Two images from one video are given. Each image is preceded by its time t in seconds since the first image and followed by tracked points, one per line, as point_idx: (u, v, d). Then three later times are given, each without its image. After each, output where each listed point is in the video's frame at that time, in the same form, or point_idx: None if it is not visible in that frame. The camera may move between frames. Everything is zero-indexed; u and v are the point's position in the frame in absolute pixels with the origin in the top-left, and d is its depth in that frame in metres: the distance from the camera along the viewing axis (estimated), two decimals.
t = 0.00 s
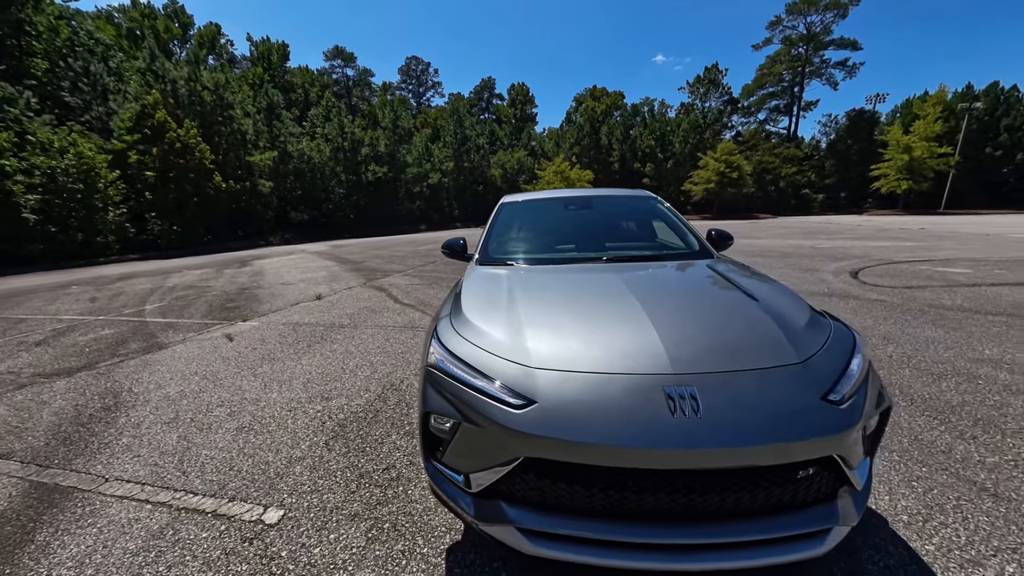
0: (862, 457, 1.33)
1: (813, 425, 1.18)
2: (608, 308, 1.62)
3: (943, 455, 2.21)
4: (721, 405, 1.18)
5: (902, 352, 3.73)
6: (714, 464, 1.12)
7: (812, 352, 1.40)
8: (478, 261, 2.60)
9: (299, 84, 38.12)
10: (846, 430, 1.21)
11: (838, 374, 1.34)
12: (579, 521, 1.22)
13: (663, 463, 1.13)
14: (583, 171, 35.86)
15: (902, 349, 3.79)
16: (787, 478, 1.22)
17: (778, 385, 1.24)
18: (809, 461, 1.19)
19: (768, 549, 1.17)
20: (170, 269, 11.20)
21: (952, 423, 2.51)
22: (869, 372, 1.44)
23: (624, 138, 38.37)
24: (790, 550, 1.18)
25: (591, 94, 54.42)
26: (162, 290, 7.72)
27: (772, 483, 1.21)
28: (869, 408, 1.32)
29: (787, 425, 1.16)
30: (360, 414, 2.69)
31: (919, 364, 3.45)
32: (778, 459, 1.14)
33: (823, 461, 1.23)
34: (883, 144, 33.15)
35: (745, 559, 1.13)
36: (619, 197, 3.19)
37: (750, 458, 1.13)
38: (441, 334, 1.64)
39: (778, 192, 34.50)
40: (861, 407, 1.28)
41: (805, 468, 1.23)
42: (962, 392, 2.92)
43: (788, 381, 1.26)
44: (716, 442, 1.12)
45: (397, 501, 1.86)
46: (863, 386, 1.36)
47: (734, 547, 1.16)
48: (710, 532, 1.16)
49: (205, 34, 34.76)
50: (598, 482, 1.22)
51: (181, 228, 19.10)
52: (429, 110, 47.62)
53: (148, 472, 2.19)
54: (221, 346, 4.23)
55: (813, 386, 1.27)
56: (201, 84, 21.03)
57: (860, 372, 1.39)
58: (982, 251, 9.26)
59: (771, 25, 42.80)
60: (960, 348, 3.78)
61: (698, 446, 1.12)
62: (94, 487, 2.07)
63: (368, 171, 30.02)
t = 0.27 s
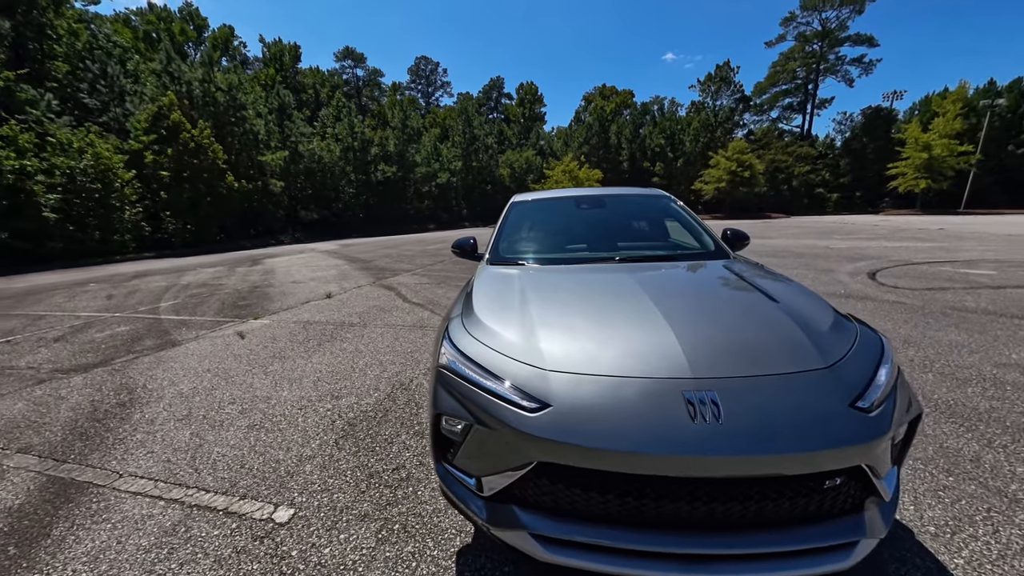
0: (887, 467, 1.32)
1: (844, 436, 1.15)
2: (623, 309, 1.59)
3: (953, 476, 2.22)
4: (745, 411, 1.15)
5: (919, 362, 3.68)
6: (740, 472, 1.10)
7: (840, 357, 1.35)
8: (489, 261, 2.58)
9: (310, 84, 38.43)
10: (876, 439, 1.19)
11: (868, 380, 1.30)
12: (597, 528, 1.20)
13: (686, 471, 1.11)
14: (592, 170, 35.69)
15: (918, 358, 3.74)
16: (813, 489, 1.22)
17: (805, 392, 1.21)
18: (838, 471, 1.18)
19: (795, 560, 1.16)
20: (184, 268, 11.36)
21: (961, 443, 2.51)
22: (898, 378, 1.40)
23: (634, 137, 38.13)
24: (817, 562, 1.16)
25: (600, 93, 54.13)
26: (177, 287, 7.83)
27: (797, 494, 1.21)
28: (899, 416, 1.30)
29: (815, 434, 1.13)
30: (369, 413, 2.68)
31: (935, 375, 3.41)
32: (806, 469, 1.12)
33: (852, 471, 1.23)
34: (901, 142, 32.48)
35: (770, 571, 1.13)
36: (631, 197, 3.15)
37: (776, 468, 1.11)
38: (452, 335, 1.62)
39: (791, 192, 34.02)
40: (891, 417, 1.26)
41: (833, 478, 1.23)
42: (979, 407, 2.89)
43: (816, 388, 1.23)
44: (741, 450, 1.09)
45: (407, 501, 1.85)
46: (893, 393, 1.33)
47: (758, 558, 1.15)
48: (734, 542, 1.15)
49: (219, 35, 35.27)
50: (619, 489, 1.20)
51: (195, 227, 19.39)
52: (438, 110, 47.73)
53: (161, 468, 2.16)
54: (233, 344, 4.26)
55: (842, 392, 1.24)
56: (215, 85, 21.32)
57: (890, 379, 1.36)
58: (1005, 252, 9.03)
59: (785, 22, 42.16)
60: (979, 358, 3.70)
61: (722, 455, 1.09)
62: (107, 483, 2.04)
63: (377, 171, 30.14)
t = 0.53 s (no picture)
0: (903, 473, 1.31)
1: (860, 442, 1.13)
2: (634, 309, 1.58)
3: (959, 488, 2.22)
4: (759, 415, 1.13)
5: (932, 373, 3.62)
6: (752, 476, 1.09)
7: (856, 361, 1.33)
8: (498, 261, 2.58)
9: (321, 84, 38.74)
10: (893, 443, 1.17)
11: (885, 384, 1.28)
12: (607, 528, 1.20)
13: (697, 474, 1.10)
14: (601, 169, 35.51)
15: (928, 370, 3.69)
16: (827, 494, 1.20)
17: (821, 394, 1.19)
18: (854, 476, 1.16)
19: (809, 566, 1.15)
20: (198, 266, 11.53)
21: (968, 456, 2.50)
22: (917, 383, 1.38)
23: (644, 136, 37.86)
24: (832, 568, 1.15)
25: (610, 92, 53.83)
26: (191, 285, 7.95)
27: (812, 498, 1.19)
28: (919, 422, 1.27)
29: (831, 439, 1.11)
30: (379, 411, 2.69)
31: (945, 389, 3.37)
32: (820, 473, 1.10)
33: (867, 476, 1.22)
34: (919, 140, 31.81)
35: None
36: (641, 196, 3.12)
37: (790, 472, 1.10)
38: (461, 334, 1.62)
39: (805, 191, 33.49)
40: (909, 422, 1.24)
41: (850, 483, 1.21)
42: (989, 421, 2.86)
43: (833, 392, 1.20)
44: (753, 454, 1.08)
45: (416, 499, 1.86)
46: (910, 398, 1.31)
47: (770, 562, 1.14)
48: (745, 546, 1.15)
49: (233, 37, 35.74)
50: (631, 491, 1.20)
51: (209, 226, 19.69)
52: (447, 109, 47.85)
53: (176, 462, 2.17)
54: (245, 341, 4.31)
55: (858, 395, 1.22)
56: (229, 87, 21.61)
57: (907, 382, 1.34)
58: None
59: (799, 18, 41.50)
60: (994, 369, 3.64)
61: (734, 457, 1.08)
62: (125, 476, 2.04)
63: (387, 170, 30.31)
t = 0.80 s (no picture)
0: (909, 475, 1.29)
1: (859, 444, 1.12)
2: (635, 309, 1.58)
3: (971, 493, 2.17)
4: (758, 414, 1.14)
5: (945, 377, 3.56)
6: (747, 478, 1.09)
7: (860, 362, 1.32)
8: (502, 260, 2.60)
9: (332, 85, 39.10)
10: (896, 445, 1.16)
11: (888, 385, 1.27)
12: (605, 524, 1.21)
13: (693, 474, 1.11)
14: (610, 169, 35.35)
15: (942, 374, 3.63)
16: (828, 496, 1.20)
17: (819, 395, 1.19)
18: (854, 477, 1.16)
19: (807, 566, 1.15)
20: (211, 264, 11.72)
21: (981, 461, 2.45)
22: (921, 385, 1.37)
23: (654, 135, 37.63)
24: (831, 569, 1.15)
25: (619, 91, 53.55)
26: (204, 283, 8.09)
27: (812, 499, 1.19)
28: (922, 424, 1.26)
29: (830, 441, 1.11)
30: (385, 408, 2.72)
31: (959, 393, 3.30)
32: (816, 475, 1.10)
33: (869, 478, 1.21)
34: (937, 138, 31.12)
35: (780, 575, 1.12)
36: (647, 196, 3.11)
37: (791, 473, 1.09)
38: (465, 333, 1.64)
39: (818, 190, 32.97)
40: (913, 424, 1.23)
41: (850, 485, 1.20)
42: (1004, 426, 2.80)
43: (831, 393, 1.20)
44: (750, 452, 1.09)
45: (420, 495, 1.89)
46: (917, 400, 1.30)
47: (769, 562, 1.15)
48: (743, 545, 1.15)
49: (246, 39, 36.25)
50: (630, 488, 1.21)
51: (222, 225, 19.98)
52: (456, 109, 48.00)
53: (189, 454, 2.22)
54: (256, 338, 4.38)
55: (860, 397, 1.21)
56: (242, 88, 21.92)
57: (912, 384, 1.32)
58: None
59: (813, 15, 40.86)
60: (1010, 373, 3.57)
61: (731, 457, 1.09)
62: (140, 467, 2.09)
63: (396, 170, 30.47)
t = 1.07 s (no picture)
0: (898, 475, 1.31)
1: (845, 444, 1.14)
2: (630, 310, 1.61)
3: (973, 498, 2.16)
4: (745, 412, 1.16)
5: (953, 380, 3.52)
6: (732, 475, 1.12)
7: (851, 362, 1.33)
8: (505, 261, 2.63)
9: (342, 86, 39.42)
10: (885, 445, 1.17)
11: (879, 385, 1.29)
12: (596, 519, 1.25)
13: (681, 469, 1.14)
14: (619, 168, 35.19)
15: (949, 378, 3.59)
16: (815, 494, 1.22)
17: (809, 395, 1.20)
18: (842, 476, 1.17)
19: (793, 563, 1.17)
20: (224, 262, 11.93)
21: (985, 466, 2.43)
22: (915, 387, 1.38)
23: (663, 134, 37.39)
24: (819, 567, 1.17)
25: (629, 90, 53.25)
26: (216, 281, 8.25)
27: (799, 497, 1.21)
28: (913, 425, 1.27)
29: (816, 441, 1.13)
30: (389, 404, 2.78)
31: (966, 396, 3.27)
32: (800, 475, 1.13)
33: (857, 478, 1.22)
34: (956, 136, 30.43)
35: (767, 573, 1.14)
36: (650, 197, 3.13)
37: (777, 470, 1.12)
38: (463, 331, 1.69)
39: (832, 190, 32.46)
40: (902, 425, 1.24)
41: (837, 484, 1.22)
42: (1010, 431, 2.78)
43: (820, 393, 1.22)
44: (736, 450, 1.12)
45: (421, 489, 1.94)
46: (908, 402, 1.31)
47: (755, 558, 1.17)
48: (731, 542, 1.18)
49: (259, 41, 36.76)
50: (620, 485, 1.24)
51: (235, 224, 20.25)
52: (465, 109, 48.15)
53: (199, 447, 2.29)
54: (266, 335, 4.48)
55: (849, 397, 1.22)
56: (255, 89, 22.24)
57: (905, 386, 1.33)
58: None
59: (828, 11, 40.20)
60: (1020, 377, 3.52)
61: (718, 455, 1.12)
62: (153, 458, 2.17)
63: (405, 170, 30.64)
